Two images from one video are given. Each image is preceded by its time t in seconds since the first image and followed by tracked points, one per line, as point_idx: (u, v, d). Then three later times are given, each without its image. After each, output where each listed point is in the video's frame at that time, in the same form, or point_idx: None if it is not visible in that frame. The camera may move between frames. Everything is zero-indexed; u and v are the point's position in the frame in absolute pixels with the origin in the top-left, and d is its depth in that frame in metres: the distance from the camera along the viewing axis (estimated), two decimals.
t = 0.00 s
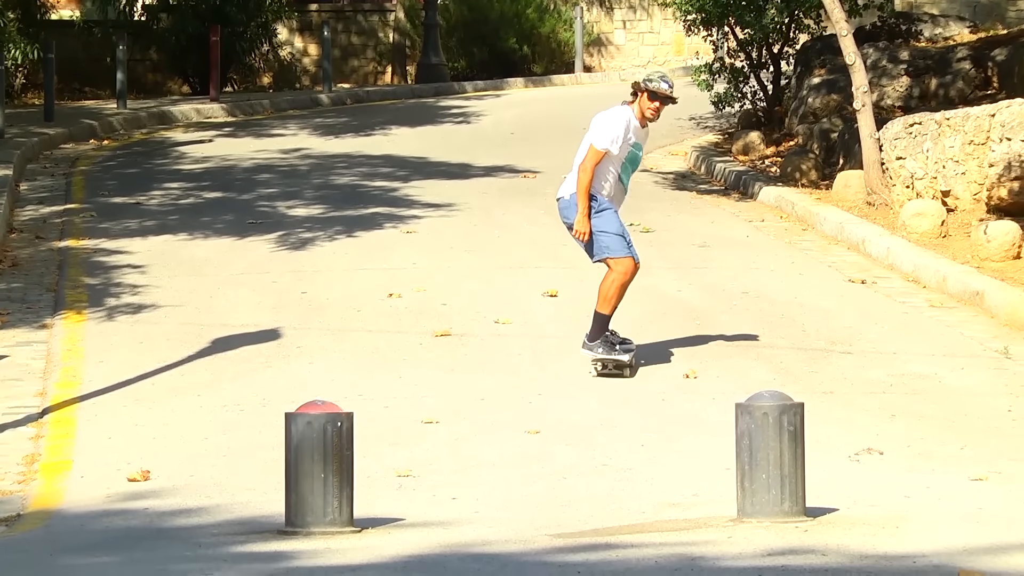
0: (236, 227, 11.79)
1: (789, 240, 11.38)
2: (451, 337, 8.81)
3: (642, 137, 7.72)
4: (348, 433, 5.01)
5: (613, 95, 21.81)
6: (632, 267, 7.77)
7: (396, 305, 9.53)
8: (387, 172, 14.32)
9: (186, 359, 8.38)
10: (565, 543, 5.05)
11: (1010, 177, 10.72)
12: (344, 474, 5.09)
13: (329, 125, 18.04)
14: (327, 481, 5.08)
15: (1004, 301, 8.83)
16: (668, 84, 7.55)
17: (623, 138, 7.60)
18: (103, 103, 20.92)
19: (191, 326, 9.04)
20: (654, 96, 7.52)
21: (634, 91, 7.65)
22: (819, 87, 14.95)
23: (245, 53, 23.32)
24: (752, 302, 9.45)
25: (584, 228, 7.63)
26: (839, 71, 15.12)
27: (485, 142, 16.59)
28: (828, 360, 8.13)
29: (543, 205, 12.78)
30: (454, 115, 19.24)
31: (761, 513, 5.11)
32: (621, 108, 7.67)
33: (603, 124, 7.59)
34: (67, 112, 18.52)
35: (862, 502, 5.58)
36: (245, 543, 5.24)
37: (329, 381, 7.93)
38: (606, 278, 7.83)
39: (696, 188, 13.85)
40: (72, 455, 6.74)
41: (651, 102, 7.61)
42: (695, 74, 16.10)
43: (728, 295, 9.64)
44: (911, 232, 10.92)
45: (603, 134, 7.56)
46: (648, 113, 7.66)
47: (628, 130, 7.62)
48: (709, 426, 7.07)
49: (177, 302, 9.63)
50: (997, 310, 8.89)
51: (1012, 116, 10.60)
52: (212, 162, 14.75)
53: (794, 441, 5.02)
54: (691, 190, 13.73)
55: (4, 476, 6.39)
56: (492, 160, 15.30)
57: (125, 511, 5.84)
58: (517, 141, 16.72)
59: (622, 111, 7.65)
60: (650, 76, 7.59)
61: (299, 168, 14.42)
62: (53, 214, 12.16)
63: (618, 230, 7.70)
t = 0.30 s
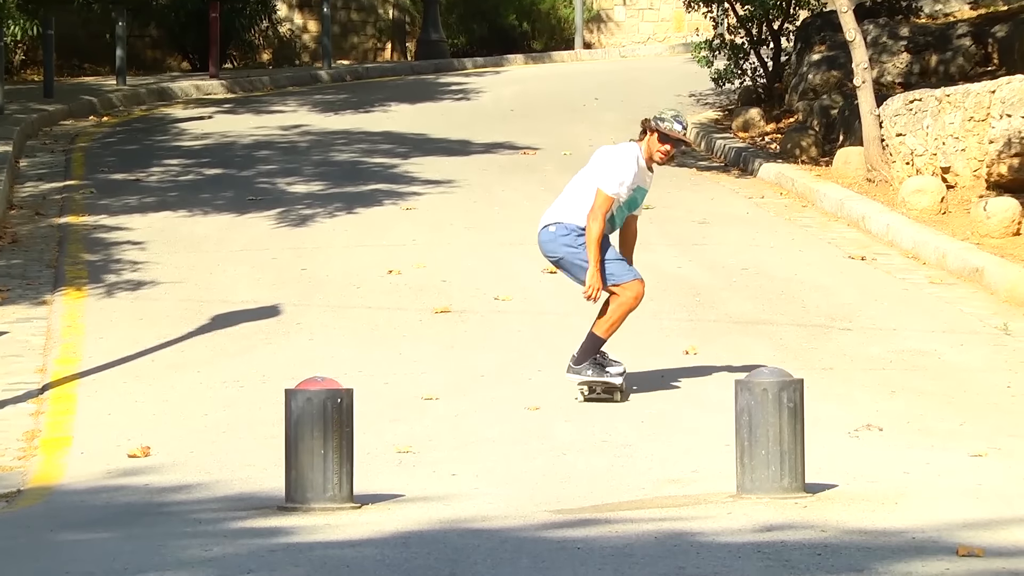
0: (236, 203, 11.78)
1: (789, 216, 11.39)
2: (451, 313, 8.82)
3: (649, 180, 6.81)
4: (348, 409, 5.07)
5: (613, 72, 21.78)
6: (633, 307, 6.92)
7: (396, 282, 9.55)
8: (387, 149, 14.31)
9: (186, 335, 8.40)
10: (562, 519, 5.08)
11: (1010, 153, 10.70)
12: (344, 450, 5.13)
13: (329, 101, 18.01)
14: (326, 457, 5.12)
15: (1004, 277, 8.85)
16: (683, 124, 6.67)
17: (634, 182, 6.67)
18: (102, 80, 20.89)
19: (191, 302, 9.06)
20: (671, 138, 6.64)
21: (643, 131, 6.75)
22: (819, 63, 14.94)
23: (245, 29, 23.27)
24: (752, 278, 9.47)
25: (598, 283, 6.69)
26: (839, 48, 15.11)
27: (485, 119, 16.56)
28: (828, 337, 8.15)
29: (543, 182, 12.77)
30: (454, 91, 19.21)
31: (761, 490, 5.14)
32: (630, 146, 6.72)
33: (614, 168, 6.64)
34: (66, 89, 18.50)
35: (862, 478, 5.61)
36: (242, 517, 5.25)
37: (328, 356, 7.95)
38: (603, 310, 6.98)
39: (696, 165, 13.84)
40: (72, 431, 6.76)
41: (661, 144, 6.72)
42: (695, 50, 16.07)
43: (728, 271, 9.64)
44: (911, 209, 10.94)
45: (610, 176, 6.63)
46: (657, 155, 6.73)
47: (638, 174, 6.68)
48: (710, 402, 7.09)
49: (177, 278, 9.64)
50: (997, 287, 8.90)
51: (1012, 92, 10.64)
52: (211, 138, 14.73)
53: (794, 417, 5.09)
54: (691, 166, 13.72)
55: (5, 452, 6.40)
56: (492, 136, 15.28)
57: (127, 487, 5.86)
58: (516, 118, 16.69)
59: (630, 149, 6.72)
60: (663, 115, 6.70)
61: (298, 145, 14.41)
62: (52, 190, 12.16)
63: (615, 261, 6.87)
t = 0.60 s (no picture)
0: (235, 177, 11.77)
1: (789, 191, 11.38)
2: (451, 287, 8.83)
3: (637, 154, 6.16)
4: (348, 384, 5.11)
5: (613, 46, 21.73)
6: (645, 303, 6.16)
7: (395, 256, 9.55)
8: (387, 123, 14.28)
9: (185, 310, 8.41)
10: (562, 493, 5.10)
11: (1010, 127, 10.73)
12: (344, 424, 5.16)
13: (329, 76, 17.97)
14: (325, 433, 5.15)
15: (1004, 252, 8.86)
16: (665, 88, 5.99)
17: (608, 154, 6.03)
18: (102, 54, 20.84)
19: (191, 277, 9.06)
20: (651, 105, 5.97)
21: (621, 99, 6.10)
22: (819, 37, 14.92)
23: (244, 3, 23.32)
24: (751, 252, 9.47)
25: (542, 239, 5.94)
26: (840, 21, 15.08)
27: (485, 93, 16.52)
28: (828, 311, 8.16)
29: (543, 156, 12.76)
30: (454, 66, 19.16)
31: (760, 464, 5.16)
32: (608, 118, 6.09)
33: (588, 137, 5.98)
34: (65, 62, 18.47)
35: (863, 452, 5.63)
36: (243, 492, 5.27)
37: (328, 331, 7.97)
38: (615, 313, 6.23)
39: (696, 139, 13.82)
40: (72, 405, 6.78)
41: (642, 112, 6.03)
42: (695, 24, 16.03)
43: (728, 246, 9.65)
44: (911, 183, 10.93)
45: (582, 143, 5.97)
46: (640, 124, 6.06)
47: (612, 144, 6.03)
48: (710, 377, 7.10)
49: (177, 252, 9.64)
50: (997, 261, 8.91)
51: (1013, 66, 10.69)
52: (211, 113, 14.70)
53: (794, 391, 5.14)
54: (691, 140, 13.70)
55: (5, 426, 6.43)
56: (492, 111, 15.25)
57: (129, 461, 5.89)
58: (517, 92, 16.66)
59: (607, 120, 6.08)
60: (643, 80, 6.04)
61: (298, 119, 14.39)
62: (52, 164, 12.15)
63: (614, 254, 6.14)
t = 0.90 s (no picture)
0: (235, 144, 11.76)
1: (789, 157, 11.37)
2: (452, 254, 8.85)
3: (585, 75, 5.13)
4: (347, 350, 5.16)
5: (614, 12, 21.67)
6: (524, 292, 5.06)
7: (395, 222, 9.56)
8: (387, 90, 14.25)
9: (185, 276, 8.42)
10: (564, 459, 5.14)
11: (1010, 94, 10.80)
12: (344, 390, 5.20)
13: (329, 42, 17.92)
14: (325, 399, 5.18)
15: (1003, 218, 8.88)
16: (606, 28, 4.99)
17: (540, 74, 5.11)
18: (103, 19, 20.81)
19: (190, 243, 9.07)
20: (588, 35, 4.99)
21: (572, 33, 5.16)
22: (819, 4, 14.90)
23: None
24: (751, 218, 9.49)
25: None
26: None
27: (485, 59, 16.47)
28: (827, 277, 8.18)
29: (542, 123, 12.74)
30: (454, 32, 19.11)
31: (760, 430, 5.18)
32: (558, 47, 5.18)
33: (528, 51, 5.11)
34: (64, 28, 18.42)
35: (863, 418, 5.67)
36: (244, 457, 5.30)
37: (328, 297, 7.98)
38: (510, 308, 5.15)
39: (696, 105, 13.81)
40: (72, 371, 6.81)
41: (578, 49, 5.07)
42: None
43: (727, 212, 9.66)
44: (911, 149, 10.94)
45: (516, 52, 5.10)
46: (576, 61, 5.09)
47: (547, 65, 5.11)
48: (710, 343, 7.14)
49: (177, 218, 9.65)
50: (997, 227, 8.94)
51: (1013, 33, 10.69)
52: (211, 79, 14.67)
53: (795, 356, 5.17)
54: (691, 107, 13.68)
55: (4, 391, 6.46)
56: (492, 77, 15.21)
57: (130, 427, 5.92)
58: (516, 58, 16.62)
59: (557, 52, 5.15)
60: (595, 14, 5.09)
61: (298, 85, 14.36)
62: (52, 130, 12.13)
63: (518, 227, 5.11)
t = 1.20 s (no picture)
0: (235, 101, 11.73)
1: (790, 114, 11.35)
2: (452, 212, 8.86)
3: (495, 61, 4.24)
4: (347, 307, 5.22)
5: None
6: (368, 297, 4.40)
7: (395, 180, 9.56)
8: (387, 47, 14.20)
9: (185, 233, 8.43)
10: (567, 416, 5.18)
11: (1011, 51, 10.85)
12: (344, 349, 5.24)
13: None
14: (326, 356, 5.22)
15: (1004, 174, 8.91)
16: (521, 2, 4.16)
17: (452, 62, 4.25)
18: None
19: (190, 201, 9.08)
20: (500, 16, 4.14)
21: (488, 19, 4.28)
22: None
23: None
24: (752, 175, 9.50)
25: None
26: None
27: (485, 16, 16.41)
28: (827, 234, 8.21)
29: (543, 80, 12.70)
30: None
31: (761, 387, 5.23)
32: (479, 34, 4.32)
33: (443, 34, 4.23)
34: None
35: (863, 375, 5.71)
36: (245, 414, 5.33)
37: (329, 255, 8.00)
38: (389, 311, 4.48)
39: (697, 62, 13.77)
40: (73, 328, 6.84)
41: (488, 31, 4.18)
42: None
43: (728, 169, 9.67)
44: (911, 106, 10.93)
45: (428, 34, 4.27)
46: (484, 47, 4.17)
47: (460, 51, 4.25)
48: (710, 300, 7.17)
49: (177, 175, 9.65)
50: (997, 184, 8.96)
51: None
52: (211, 36, 14.61)
53: (795, 314, 5.23)
54: (692, 64, 13.65)
55: (6, 348, 6.50)
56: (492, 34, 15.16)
57: (133, 383, 5.96)
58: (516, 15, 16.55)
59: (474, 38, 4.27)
60: None
61: (298, 42, 14.32)
62: (51, 87, 12.10)
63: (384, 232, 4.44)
